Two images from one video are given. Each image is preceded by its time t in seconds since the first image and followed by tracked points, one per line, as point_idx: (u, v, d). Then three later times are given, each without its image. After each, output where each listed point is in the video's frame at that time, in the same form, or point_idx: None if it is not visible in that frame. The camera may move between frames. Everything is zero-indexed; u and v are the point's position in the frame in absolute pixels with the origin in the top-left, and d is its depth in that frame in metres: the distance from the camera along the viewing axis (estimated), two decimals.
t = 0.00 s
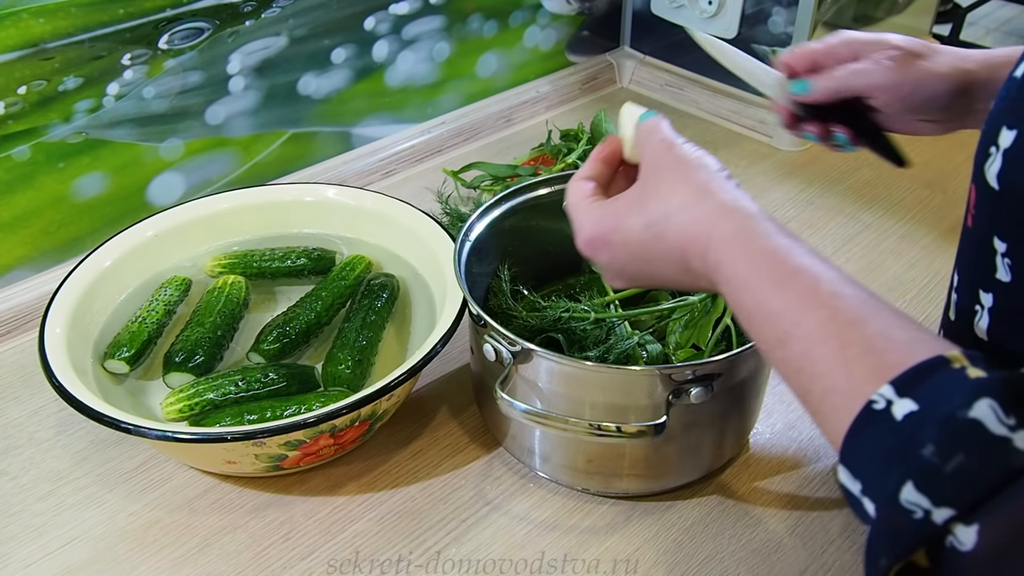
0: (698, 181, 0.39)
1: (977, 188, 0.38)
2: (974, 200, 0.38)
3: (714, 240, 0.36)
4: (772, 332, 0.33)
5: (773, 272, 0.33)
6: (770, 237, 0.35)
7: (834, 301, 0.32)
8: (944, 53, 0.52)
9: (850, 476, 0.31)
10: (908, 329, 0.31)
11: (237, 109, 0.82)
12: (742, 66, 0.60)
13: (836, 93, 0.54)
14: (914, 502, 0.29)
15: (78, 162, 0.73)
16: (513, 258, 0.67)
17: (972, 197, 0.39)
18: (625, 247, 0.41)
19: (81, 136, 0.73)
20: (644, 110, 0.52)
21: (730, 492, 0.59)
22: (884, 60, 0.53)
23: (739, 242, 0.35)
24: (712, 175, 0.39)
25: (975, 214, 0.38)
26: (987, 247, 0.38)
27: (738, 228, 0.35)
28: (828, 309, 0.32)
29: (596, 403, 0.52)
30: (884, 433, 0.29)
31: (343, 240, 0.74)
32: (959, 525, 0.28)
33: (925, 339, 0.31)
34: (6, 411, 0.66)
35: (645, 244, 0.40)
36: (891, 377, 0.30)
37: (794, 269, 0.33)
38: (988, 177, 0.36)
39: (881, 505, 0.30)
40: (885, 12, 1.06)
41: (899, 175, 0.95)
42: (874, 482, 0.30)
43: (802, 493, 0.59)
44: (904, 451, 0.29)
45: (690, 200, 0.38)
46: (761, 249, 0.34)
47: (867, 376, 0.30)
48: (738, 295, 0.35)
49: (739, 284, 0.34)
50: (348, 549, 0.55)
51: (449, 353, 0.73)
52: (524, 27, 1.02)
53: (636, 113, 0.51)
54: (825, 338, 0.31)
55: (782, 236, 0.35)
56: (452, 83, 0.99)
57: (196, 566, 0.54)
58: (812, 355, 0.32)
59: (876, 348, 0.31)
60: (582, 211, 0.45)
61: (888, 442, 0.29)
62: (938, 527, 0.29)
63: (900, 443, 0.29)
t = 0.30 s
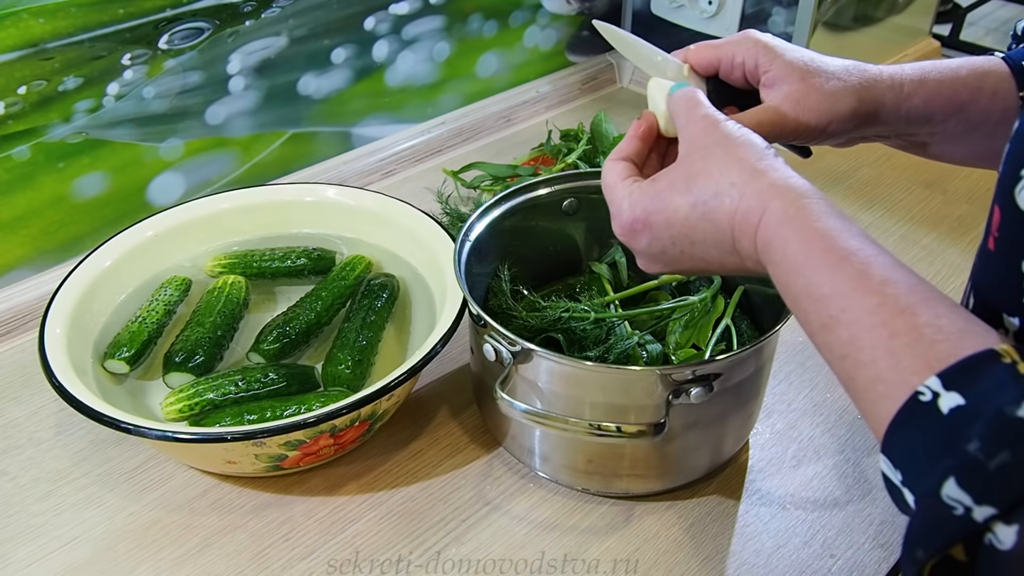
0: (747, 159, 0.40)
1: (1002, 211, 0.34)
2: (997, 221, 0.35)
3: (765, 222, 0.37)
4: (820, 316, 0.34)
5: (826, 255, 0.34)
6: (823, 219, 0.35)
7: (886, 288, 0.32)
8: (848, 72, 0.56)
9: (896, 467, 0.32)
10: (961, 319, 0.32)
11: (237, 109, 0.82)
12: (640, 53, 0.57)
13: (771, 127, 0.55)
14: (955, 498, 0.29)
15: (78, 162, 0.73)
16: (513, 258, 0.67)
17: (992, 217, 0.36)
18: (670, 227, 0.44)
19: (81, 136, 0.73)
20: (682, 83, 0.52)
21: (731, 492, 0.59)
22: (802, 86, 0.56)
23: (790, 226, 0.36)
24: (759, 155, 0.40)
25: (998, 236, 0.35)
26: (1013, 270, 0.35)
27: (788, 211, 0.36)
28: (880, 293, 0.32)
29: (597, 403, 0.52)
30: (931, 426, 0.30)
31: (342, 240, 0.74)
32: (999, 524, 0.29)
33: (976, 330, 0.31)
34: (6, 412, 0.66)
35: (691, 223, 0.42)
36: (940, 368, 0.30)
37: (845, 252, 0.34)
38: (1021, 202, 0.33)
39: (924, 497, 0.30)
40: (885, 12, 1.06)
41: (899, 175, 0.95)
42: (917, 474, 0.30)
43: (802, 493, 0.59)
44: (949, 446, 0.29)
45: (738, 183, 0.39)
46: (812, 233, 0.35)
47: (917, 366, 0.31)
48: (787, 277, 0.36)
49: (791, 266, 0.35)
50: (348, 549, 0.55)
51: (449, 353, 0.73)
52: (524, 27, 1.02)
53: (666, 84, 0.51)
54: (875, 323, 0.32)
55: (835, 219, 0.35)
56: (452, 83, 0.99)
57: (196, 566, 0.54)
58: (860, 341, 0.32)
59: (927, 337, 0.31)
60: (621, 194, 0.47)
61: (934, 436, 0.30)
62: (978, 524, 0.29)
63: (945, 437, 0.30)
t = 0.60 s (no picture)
0: (758, 159, 0.40)
1: (994, 214, 0.35)
2: (990, 223, 0.35)
3: (775, 221, 0.37)
4: (825, 315, 0.34)
5: (832, 255, 0.34)
6: (831, 220, 0.35)
7: (891, 288, 0.32)
8: (836, 72, 0.56)
9: (893, 466, 0.32)
10: (964, 320, 0.32)
11: (237, 109, 0.82)
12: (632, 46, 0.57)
13: (759, 122, 0.56)
14: (948, 498, 0.30)
15: (78, 162, 0.73)
16: (513, 258, 0.67)
17: (984, 219, 0.36)
18: (679, 226, 0.44)
19: (81, 136, 0.73)
20: (690, 83, 0.52)
21: (731, 492, 0.59)
22: (791, 86, 0.56)
23: (799, 225, 0.36)
24: (770, 155, 0.40)
25: (991, 238, 0.35)
26: (1007, 271, 0.35)
27: (797, 210, 0.36)
28: (883, 293, 0.32)
29: (597, 403, 0.52)
30: (929, 427, 0.30)
31: (342, 240, 0.74)
32: (991, 524, 0.29)
33: (979, 332, 0.31)
34: (6, 411, 0.66)
35: (701, 222, 0.42)
36: (940, 369, 0.30)
37: (852, 253, 0.34)
38: (1011, 206, 0.33)
39: (918, 496, 0.31)
40: (885, 12, 1.06)
41: (899, 175, 0.95)
42: (914, 474, 0.31)
43: (803, 493, 0.59)
44: (945, 447, 0.30)
45: (747, 183, 0.39)
46: (820, 232, 0.35)
47: (917, 367, 0.31)
48: (796, 276, 0.36)
49: (798, 266, 0.35)
50: (348, 549, 0.55)
51: (449, 353, 0.73)
52: (524, 27, 1.02)
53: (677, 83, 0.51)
54: (879, 324, 0.32)
55: (843, 219, 0.35)
56: (452, 83, 0.99)
57: (196, 566, 0.54)
58: (863, 341, 0.32)
59: (928, 338, 0.31)
60: (632, 192, 0.47)
61: (931, 436, 0.30)
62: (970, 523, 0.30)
63: (941, 437, 0.30)
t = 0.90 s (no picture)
0: (757, 150, 0.40)
1: (977, 205, 0.34)
2: (972, 215, 0.35)
3: (772, 210, 0.37)
4: (814, 303, 0.34)
5: (824, 244, 0.34)
6: (826, 209, 0.35)
7: (880, 277, 0.33)
8: (838, 79, 0.56)
9: (872, 449, 0.32)
10: (950, 311, 0.32)
11: (237, 109, 0.82)
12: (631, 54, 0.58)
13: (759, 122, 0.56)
14: (919, 478, 0.29)
15: (78, 162, 0.73)
16: (513, 258, 0.67)
17: (967, 211, 0.36)
18: (676, 215, 0.44)
19: (81, 136, 0.73)
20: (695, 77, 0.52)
21: (731, 492, 0.59)
22: (793, 92, 0.56)
23: (794, 214, 0.36)
24: (768, 146, 0.40)
25: (973, 230, 0.35)
26: (986, 263, 0.34)
27: (792, 200, 0.36)
28: (871, 281, 0.32)
29: (596, 403, 0.52)
30: (907, 410, 0.30)
31: (343, 240, 0.74)
32: (960, 506, 0.29)
33: (964, 323, 0.31)
34: (6, 411, 0.66)
35: (699, 211, 0.42)
36: (921, 356, 0.30)
37: (842, 241, 0.34)
38: (991, 197, 0.33)
39: (892, 477, 0.30)
40: (885, 12, 1.06)
41: (899, 175, 0.95)
42: (890, 455, 0.31)
43: (802, 493, 0.59)
44: (921, 429, 0.30)
45: (744, 172, 0.39)
46: (813, 221, 0.35)
47: (900, 355, 0.31)
48: (789, 265, 0.36)
49: (791, 254, 0.35)
50: (348, 549, 0.55)
51: (449, 353, 0.73)
52: (524, 27, 1.02)
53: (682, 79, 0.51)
54: (868, 311, 0.32)
55: (837, 210, 0.35)
56: (452, 83, 0.99)
57: (196, 566, 0.54)
58: (849, 329, 0.32)
59: (913, 327, 0.31)
60: (630, 180, 0.47)
61: (908, 419, 0.30)
62: (940, 505, 0.29)
63: (918, 420, 0.30)
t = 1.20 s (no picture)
0: (753, 146, 0.39)
1: (967, 204, 0.35)
2: (964, 214, 0.35)
3: (765, 205, 0.37)
4: (807, 297, 0.34)
5: (818, 238, 0.34)
6: (820, 205, 0.35)
7: (874, 272, 0.32)
8: (831, 99, 0.56)
9: (861, 444, 0.32)
10: (941, 309, 0.32)
11: (237, 109, 0.82)
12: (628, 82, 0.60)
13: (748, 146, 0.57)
14: (905, 473, 0.29)
15: (78, 162, 0.73)
16: (513, 258, 0.67)
17: (959, 209, 0.36)
18: (671, 208, 0.44)
19: (81, 136, 0.73)
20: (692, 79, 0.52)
21: (731, 492, 0.59)
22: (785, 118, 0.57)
23: (788, 209, 0.36)
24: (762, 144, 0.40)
25: (964, 229, 0.35)
26: (977, 261, 0.35)
27: (785, 194, 0.36)
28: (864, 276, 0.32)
29: (596, 403, 0.52)
30: (894, 405, 0.30)
31: (343, 240, 0.74)
32: (944, 501, 0.29)
33: (954, 319, 0.31)
34: (6, 412, 0.66)
35: (692, 205, 0.42)
36: (910, 351, 0.31)
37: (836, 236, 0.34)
38: (981, 197, 0.33)
39: (879, 472, 0.30)
40: (885, 12, 1.06)
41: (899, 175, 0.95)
42: (877, 450, 0.31)
43: (802, 493, 0.59)
44: (907, 424, 0.30)
45: (740, 167, 0.39)
46: (806, 216, 0.35)
47: (890, 350, 0.31)
48: (781, 260, 0.36)
49: (784, 249, 0.35)
50: (348, 549, 0.55)
51: (449, 353, 0.73)
52: (524, 27, 1.02)
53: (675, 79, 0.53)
54: (861, 305, 0.32)
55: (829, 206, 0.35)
56: (452, 83, 0.99)
57: (196, 566, 0.54)
58: (842, 323, 0.32)
59: (903, 323, 0.31)
60: (624, 174, 0.48)
61: (896, 413, 0.30)
62: (925, 500, 0.29)
63: (905, 415, 0.30)
